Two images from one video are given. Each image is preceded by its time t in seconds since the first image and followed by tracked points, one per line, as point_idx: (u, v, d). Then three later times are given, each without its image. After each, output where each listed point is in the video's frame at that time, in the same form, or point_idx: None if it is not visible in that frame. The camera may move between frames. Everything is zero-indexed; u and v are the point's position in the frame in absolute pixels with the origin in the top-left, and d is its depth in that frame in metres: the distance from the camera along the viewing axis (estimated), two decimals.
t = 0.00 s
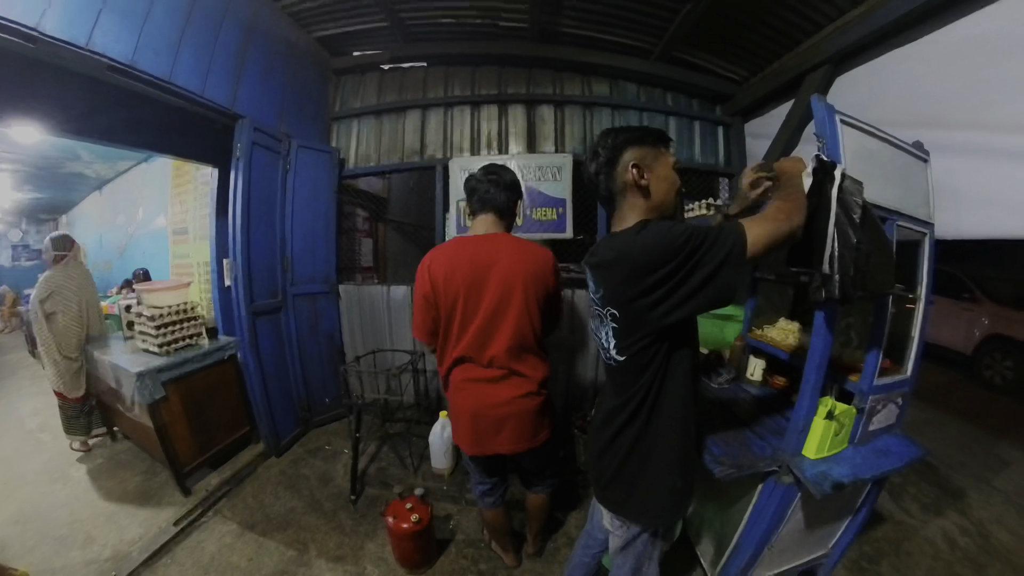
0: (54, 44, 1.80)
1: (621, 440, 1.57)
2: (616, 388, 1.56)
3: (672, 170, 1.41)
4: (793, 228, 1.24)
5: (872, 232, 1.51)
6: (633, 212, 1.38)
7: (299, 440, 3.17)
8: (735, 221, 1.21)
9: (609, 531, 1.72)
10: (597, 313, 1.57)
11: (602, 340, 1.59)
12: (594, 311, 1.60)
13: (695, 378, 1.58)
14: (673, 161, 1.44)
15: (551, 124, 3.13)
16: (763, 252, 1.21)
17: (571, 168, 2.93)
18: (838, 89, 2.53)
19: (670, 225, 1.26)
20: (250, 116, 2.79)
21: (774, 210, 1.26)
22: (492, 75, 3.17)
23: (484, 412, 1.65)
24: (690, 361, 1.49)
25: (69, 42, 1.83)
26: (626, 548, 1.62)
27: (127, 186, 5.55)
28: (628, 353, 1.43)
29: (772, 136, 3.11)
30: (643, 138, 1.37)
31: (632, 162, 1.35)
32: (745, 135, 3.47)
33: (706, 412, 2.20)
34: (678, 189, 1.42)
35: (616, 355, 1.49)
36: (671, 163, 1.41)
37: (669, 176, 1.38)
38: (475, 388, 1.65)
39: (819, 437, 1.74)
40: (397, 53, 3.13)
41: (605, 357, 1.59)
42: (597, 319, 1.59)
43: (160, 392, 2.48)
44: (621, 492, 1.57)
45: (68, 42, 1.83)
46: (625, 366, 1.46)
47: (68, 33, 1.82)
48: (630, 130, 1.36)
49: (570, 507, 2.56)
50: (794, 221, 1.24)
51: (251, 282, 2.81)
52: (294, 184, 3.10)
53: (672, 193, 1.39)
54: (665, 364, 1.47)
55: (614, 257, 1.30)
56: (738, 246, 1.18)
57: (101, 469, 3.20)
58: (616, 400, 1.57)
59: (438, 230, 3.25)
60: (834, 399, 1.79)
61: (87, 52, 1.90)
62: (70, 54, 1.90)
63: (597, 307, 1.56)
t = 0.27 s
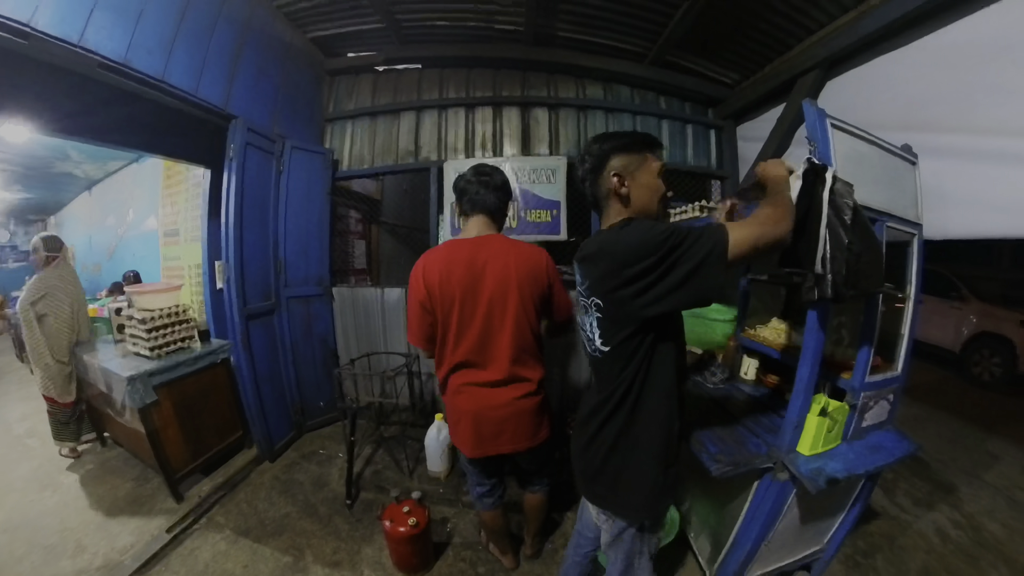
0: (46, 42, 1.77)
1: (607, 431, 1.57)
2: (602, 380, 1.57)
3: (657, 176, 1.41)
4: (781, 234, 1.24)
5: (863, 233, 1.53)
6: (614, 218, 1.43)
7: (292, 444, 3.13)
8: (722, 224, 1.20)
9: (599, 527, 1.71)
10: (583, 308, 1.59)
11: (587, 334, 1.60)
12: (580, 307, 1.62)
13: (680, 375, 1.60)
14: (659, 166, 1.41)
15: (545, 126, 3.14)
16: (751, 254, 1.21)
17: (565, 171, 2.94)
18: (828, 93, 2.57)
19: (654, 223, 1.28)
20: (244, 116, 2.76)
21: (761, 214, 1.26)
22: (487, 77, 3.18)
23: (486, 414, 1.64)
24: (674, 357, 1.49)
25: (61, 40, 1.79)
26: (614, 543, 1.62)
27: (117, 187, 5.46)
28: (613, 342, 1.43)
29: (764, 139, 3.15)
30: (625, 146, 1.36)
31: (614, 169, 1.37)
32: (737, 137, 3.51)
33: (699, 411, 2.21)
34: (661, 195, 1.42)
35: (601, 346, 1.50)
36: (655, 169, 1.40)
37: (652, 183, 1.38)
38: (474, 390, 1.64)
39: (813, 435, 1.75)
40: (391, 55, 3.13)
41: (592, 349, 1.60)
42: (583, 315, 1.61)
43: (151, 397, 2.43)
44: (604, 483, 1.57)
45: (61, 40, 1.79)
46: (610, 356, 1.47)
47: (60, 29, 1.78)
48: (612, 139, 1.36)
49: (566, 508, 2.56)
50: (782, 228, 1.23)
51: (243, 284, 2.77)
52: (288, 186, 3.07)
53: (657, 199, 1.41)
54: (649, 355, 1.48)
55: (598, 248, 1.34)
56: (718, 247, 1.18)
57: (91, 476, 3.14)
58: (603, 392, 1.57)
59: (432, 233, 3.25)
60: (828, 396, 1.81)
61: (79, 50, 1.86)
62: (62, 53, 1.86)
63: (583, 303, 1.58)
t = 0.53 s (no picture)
0: (37, 33, 1.70)
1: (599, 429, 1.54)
2: (597, 377, 1.55)
3: (634, 181, 1.31)
4: (779, 262, 1.12)
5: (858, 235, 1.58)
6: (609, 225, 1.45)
7: (288, 450, 3.06)
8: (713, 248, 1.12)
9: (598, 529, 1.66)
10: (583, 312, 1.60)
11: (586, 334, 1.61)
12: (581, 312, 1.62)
13: (677, 381, 1.54)
14: (640, 169, 1.30)
15: (544, 127, 3.15)
16: (743, 282, 1.13)
17: (564, 173, 2.93)
18: (823, 97, 2.63)
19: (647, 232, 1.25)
20: (239, 115, 2.71)
21: (761, 240, 1.16)
22: (485, 79, 3.18)
23: (493, 418, 1.62)
24: (669, 362, 1.43)
25: (53, 31, 1.73)
26: (612, 540, 1.59)
27: (106, 187, 5.30)
28: (604, 335, 1.44)
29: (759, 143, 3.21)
30: (607, 154, 1.37)
31: (598, 181, 1.45)
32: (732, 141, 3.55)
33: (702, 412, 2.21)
34: (636, 201, 1.30)
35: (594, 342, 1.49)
36: (631, 174, 1.31)
37: (626, 190, 1.32)
38: (481, 394, 1.63)
39: (817, 431, 1.78)
40: (389, 55, 3.12)
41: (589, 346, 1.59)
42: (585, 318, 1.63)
43: (143, 404, 2.36)
44: (595, 482, 1.55)
45: (52, 31, 1.73)
46: (603, 351, 1.47)
47: (52, 20, 1.72)
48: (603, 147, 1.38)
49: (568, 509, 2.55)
50: (784, 257, 1.13)
51: (239, 287, 2.70)
52: (284, 187, 3.02)
53: (638, 207, 1.31)
54: (643, 356, 1.44)
55: (593, 250, 1.36)
56: (709, 266, 1.11)
57: (82, 483, 3.03)
58: (597, 389, 1.54)
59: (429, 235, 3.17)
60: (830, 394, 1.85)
61: (72, 43, 1.80)
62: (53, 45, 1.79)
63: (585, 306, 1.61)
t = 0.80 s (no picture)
0: (31, 19, 1.61)
1: (620, 446, 1.39)
2: (614, 386, 1.44)
3: (654, 180, 1.29)
4: (802, 300, 1.08)
5: (857, 235, 1.65)
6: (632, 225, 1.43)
7: (288, 457, 2.96)
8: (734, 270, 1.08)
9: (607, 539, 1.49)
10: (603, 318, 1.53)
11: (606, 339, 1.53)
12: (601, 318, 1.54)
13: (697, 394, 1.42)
14: (658, 168, 1.29)
15: (548, 128, 3.15)
16: (758, 312, 1.08)
17: (569, 174, 2.94)
18: (822, 103, 2.70)
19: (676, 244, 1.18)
20: (240, 112, 2.63)
21: (777, 271, 1.11)
22: (490, 80, 3.19)
23: (516, 421, 1.60)
24: (690, 374, 1.33)
25: (49, 16, 1.64)
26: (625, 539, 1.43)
27: (94, 186, 5.10)
28: (625, 342, 1.34)
29: (758, 146, 3.28)
30: (626, 154, 1.37)
31: (619, 180, 1.45)
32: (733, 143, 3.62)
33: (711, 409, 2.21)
34: (655, 201, 1.29)
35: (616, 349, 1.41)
36: (651, 173, 1.30)
37: (645, 189, 1.30)
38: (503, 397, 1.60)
39: (826, 422, 1.85)
40: (392, 54, 3.09)
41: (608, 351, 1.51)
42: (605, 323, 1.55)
43: (137, 411, 2.26)
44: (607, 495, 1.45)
45: (49, 16, 1.64)
46: (622, 359, 1.37)
47: (48, 4, 1.63)
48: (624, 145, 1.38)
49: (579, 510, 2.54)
50: (800, 293, 1.08)
51: (239, 289, 2.61)
52: (284, 185, 2.94)
53: (659, 206, 1.29)
54: (665, 365, 1.31)
55: (618, 257, 1.29)
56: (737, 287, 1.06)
57: (72, 492, 2.89)
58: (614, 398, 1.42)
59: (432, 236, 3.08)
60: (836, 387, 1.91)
61: (69, 31, 1.71)
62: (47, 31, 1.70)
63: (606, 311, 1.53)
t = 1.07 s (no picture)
0: None
1: (643, 465, 1.31)
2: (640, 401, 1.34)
3: (713, 180, 1.27)
4: (807, 382, 1.22)
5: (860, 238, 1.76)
6: (671, 225, 1.34)
7: (290, 466, 2.85)
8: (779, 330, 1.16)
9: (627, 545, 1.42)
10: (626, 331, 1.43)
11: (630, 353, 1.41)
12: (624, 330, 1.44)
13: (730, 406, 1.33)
14: (715, 170, 1.29)
15: (556, 130, 3.16)
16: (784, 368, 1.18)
17: (577, 175, 2.97)
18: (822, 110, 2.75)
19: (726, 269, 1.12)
20: (241, 106, 2.52)
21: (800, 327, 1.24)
22: (497, 81, 3.18)
23: (553, 423, 1.58)
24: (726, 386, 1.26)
25: None
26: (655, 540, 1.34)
27: (83, 185, 4.85)
28: (658, 358, 1.24)
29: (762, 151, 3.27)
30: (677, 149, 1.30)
31: (664, 174, 1.34)
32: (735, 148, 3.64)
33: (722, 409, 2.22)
34: (716, 201, 1.27)
35: (646, 364, 1.30)
36: (710, 172, 1.27)
37: (706, 187, 1.26)
38: (538, 400, 1.57)
39: (837, 415, 1.87)
40: (398, 52, 3.04)
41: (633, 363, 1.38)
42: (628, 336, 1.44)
43: (133, 421, 2.13)
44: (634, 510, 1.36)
45: None
46: (656, 375, 1.26)
47: None
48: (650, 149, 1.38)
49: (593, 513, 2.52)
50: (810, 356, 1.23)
51: (239, 292, 2.49)
52: (285, 183, 2.84)
53: (713, 206, 1.27)
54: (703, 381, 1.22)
55: (659, 269, 1.18)
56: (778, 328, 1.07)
57: (61, 507, 2.74)
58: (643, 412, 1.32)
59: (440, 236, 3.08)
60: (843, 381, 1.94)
61: (71, 15, 1.60)
62: (43, 14, 1.59)
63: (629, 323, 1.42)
